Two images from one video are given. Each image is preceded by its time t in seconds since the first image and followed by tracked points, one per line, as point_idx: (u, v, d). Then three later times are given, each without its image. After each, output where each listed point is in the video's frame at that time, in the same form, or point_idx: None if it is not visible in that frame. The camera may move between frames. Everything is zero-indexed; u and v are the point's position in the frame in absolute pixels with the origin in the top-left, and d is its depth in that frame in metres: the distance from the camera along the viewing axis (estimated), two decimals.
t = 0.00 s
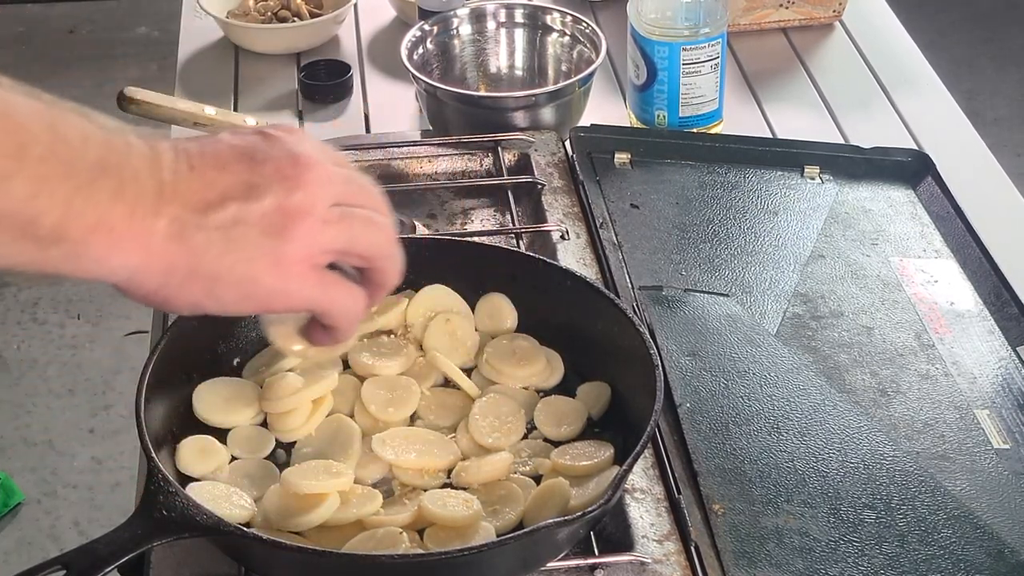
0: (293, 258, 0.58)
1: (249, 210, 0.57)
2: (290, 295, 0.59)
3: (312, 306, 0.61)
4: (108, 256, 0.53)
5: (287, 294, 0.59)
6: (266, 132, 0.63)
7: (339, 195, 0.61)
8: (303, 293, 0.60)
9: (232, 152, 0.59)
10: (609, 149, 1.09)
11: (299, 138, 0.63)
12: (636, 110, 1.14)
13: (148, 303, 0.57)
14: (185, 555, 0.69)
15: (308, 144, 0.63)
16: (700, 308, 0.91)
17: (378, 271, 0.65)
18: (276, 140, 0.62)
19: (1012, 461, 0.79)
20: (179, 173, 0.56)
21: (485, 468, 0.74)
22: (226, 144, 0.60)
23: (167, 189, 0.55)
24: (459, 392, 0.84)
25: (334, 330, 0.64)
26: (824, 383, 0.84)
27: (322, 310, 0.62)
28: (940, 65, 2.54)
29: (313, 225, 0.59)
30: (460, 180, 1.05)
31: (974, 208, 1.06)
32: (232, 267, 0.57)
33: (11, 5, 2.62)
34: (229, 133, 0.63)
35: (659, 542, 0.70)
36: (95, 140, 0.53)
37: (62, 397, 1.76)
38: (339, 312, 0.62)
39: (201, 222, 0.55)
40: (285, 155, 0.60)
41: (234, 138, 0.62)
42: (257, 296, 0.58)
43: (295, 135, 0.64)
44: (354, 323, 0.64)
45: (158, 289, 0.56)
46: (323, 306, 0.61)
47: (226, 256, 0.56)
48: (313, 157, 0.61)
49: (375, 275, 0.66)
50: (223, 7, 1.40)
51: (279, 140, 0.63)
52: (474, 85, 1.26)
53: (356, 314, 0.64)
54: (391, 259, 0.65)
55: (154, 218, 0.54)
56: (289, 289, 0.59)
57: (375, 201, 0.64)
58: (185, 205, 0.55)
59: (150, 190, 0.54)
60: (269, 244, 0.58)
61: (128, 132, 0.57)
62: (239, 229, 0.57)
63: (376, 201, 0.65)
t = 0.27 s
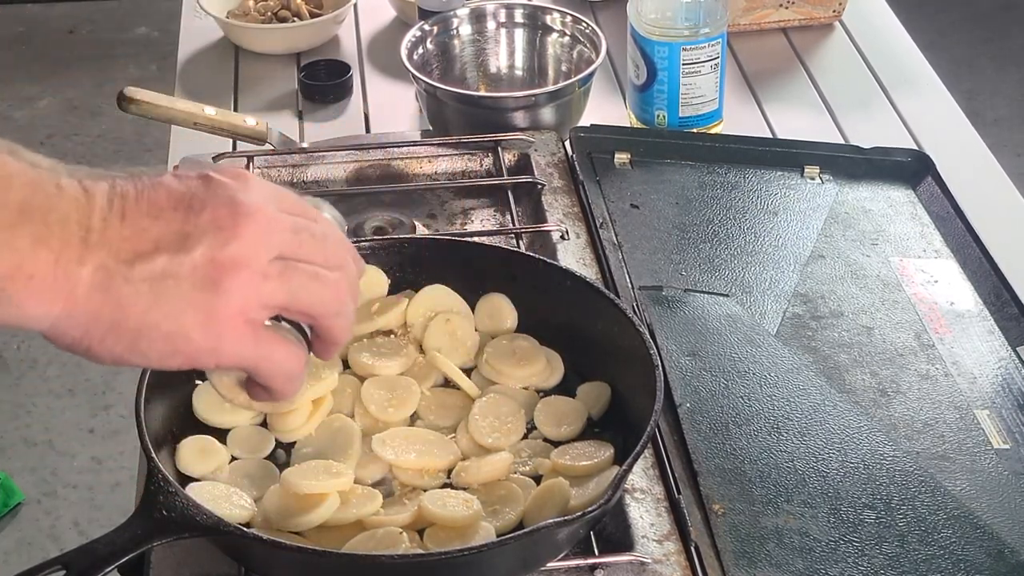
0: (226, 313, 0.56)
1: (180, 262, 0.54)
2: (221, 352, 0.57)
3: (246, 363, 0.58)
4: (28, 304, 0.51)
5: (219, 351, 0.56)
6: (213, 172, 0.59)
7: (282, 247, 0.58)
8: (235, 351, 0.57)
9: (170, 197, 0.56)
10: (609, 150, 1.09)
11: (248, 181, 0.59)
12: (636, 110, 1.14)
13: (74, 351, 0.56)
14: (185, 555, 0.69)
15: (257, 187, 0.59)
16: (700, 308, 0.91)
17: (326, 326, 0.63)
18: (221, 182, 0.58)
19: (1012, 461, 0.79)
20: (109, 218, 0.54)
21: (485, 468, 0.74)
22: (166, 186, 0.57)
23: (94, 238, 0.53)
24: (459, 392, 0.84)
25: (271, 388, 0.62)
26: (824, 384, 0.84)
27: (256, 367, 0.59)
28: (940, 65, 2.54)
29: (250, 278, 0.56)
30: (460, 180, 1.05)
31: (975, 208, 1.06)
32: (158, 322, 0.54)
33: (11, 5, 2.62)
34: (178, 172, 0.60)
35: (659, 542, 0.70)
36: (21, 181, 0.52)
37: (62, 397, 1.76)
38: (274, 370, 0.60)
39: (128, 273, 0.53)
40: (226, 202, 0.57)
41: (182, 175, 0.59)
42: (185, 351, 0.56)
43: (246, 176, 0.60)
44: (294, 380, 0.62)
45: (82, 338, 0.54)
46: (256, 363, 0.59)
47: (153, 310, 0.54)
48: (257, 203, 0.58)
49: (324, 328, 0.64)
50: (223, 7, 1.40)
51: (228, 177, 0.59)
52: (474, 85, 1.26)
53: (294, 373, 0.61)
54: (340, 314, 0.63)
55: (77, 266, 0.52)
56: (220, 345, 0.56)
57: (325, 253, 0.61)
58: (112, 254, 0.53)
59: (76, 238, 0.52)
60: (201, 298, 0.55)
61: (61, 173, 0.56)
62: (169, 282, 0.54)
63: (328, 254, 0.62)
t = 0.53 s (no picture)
0: (185, 347, 0.53)
1: (137, 293, 0.51)
2: (179, 387, 0.54)
3: (203, 399, 0.55)
4: None
5: (178, 385, 0.53)
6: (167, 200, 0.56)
7: (240, 277, 0.55)
8: (193, 386, 0.54)
9: (124, 227, 0.53)
10: (610, 150, 1.09)
11: (203, 211, 0.56)
12: (636, 110, 1.14)
13: (23, 386, 0.52)
14: (185, 555, 0.69)
15: (213, 217, 0.56)
16: (700, 308, 0.91)
17: (285, 357, 0.61)
18: (177, 212, 0.55)
19: (1012, 461, 0.79)
20: (63, 247, 0.51)
21: (485, 468, 0.74)
22: (120, 215, 0.53)
23: (47, 268, 0.50)
24: (459, 391, 0.84)
25: (231, 426, 0.59)
26: (824, 384, 0.84)
27: (214, 404, 0.56)
28: (940, 65, 2.55)
29: (208, 311, 0.53)
30: (460, 180, 1.05)
31: (975, 208, 1.06)
32: (114, 355, 0.51)
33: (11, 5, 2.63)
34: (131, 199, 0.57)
35: (659, 542, 0.70)
36: None
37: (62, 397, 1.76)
38: (233, 405, 0.57)
39: (83, 304, 0.50)
40: (182, 232, 0.53)
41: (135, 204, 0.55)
42: (141, 385, 0.52)
43: (201, 205, 0.57)
44: (255, 417, 0.59)
45: (34, 373, 0.51)
46: (215, 399, 0.56)
47: (109, 344, 0.51)
48: (215, 232, 0.55)
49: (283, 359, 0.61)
50: (223, 7, 1.40)
51: (183, 207, 0.56)
52: (474, 85, 1.26)
53: (255, 408, 0.58)
54: (300, 343, 0.61)
55: (28, 298, 0.49)
56: (178, 380, 0.53)
57: (282, 283, 0.59)
58: (65, 284, 0.50)
59: (27, 269, 0.49)
60: (158, 331, 0.52)
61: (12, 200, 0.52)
62: (124, 314, 0.51)
63: (284, 284, 0.60)
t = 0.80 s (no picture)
0: (169, 419, 0.47)
1: (125, 357, 0.47)
2: (164, 459, 0.48)
3: (191, 471, 0.50)
4: None
5: (162, 458, 0.48)
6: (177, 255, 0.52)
7: (245, 343, 0.50)
8: (180, 459, 0.49)
9: (122, 284, 0.49)
10: (610, 150, 1.09)
11: (212, 269, 0.52)
12: (636, 110, 1.14)
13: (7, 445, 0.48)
14: (185, 556, 0.69)
15: (225, 274, 0.52)
16: (700, 308, 0.91)
17: (291, 432, 0.54)
18: (182, 270, 0.50)
19: (1012, 461, 0.79)
20: (51, 307, 0.47)
21: (484, 469, 0.74)
22: (120, 270, 0.49)
23: (33, 325, 0.46)
24: (460, 391, 0.84)
25: (228, 500, 0.53)
26: (824, 384, 0.84)
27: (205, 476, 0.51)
28: (940, 65, 2.54)
29: (201, 378, 0.48)
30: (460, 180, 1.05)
31: (975, 208, 1.06)
32: (94, 421, 0.46)
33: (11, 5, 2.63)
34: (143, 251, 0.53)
35: (659, 542, 0.70)
36: None
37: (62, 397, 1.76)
38: (225, 480, 0.51)
39: (66, 366, 0.46)
40: (182, 290, 0.49)
41: (143, 256, 0.52)
42: (125, 455, 0.48)
43: (212, 261, 0.52)
44: (255, 492, 0.53)
45: (15, 433, 0.47)
46: (205, 473, 0.50)
47: (90, 409, 0.46)
48: (218, 293, 0.50)
49: (288, 433, 0.55)
50: (223, 7, 1.40)
51: (191, 264, 0.51)
52: (473, 85, 1.26)
53: (251, 484, 0.52)
54: (306, 417, 0.54)
55: (10, 355, 0.45)
56: (165, 453, 0.48)
57: (288, 349, 0.52)
58: (50, 343, 0.46)
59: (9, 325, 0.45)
60: (145, 398, 0.47)
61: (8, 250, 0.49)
62: (108, 379, 0.46)
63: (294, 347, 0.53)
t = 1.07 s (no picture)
0: (170, 440, 0.44)
1: (124, 377, 0.44)
2: (163, 481, 0.44)
3: (190, 493, 0.45)
4: None
5: (161, 482, 0.44)
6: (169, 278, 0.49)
7: (241, 361, 0.47)
8: (180, 481, 0.45)
9: (116, 303, 0.46)
10: (610, 150, 1.09)
11: (205, 288, 0.49)
12: (636, 110, 1.14)
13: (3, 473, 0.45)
14: (185, 556, 0.69)
15: (217, 294, 0.49)
16: (700, 308, 0.91)
17: (286, 450, 0.50)
18: (176, 289, 0.48)
19: (1011, 461, 0.79)
20: (45, 327, 0.44)
21: (484, 469, 0.74)
22: (114, 292, 0.47)
23: (29, 346, 0.43)
24: (460, 391, 0.84)
25: (223, 523, 0.48)
26: (823, 384, 0.84)
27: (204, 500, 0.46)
28: (940, 65, 2.55)
29: (201, 398, 0.45)
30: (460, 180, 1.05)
31: (974, 208, 1.06)
32: (93, 442, 0.43)
33: (11, 5, 2.63)
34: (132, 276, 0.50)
35: (659, 542, 0.70)
36: None
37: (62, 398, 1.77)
38: (224, 503, 0.46)
39: (63, 387, 0.43)
40: (179, 311, 0.46)
41: (135, 278, 0.49)
42: (123, 479, 0.44)
43: (204, 281, 0.50)
44: (254, 518, 0.48)
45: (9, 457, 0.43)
46: (204, 494, 0.45)
47: (86, 431, 0.43)
48: (214, 311, 0.47)
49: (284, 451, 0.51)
50: (223, 7, 1.40)
51: (184, 284, 0.49)
52: (473, 85, 1.26)
53: (250, 505, 0.47)
54: (302, 435, 0.50)
55: (5, 377, 0.42)
56: (164, 475, 0.44)
57: (285, 368, 0.49)
58: (47, 365, 0.43)
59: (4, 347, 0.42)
60: (143, 419, 0.44)
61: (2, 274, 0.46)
62: (106, 401, 0.43)
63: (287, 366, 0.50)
